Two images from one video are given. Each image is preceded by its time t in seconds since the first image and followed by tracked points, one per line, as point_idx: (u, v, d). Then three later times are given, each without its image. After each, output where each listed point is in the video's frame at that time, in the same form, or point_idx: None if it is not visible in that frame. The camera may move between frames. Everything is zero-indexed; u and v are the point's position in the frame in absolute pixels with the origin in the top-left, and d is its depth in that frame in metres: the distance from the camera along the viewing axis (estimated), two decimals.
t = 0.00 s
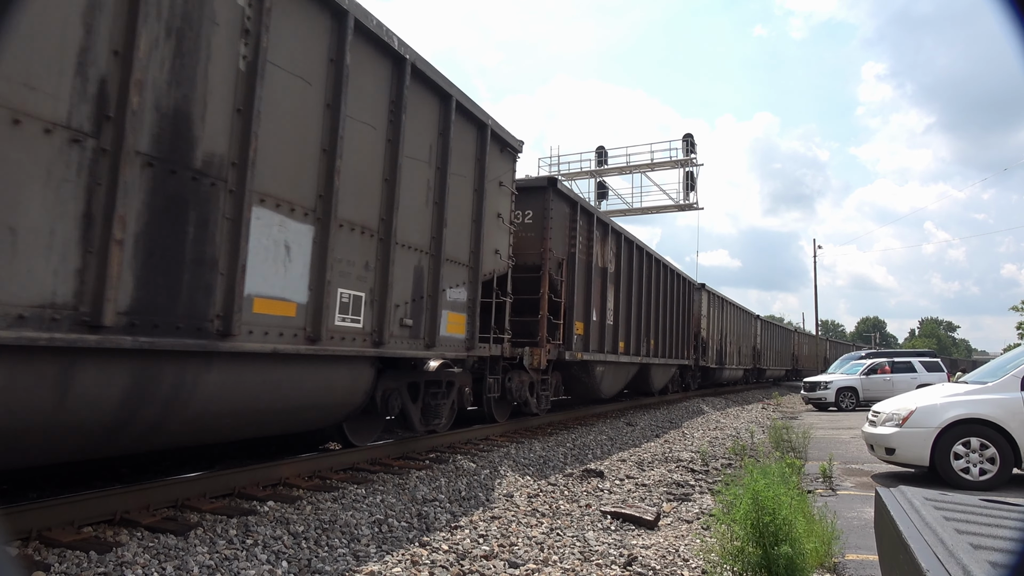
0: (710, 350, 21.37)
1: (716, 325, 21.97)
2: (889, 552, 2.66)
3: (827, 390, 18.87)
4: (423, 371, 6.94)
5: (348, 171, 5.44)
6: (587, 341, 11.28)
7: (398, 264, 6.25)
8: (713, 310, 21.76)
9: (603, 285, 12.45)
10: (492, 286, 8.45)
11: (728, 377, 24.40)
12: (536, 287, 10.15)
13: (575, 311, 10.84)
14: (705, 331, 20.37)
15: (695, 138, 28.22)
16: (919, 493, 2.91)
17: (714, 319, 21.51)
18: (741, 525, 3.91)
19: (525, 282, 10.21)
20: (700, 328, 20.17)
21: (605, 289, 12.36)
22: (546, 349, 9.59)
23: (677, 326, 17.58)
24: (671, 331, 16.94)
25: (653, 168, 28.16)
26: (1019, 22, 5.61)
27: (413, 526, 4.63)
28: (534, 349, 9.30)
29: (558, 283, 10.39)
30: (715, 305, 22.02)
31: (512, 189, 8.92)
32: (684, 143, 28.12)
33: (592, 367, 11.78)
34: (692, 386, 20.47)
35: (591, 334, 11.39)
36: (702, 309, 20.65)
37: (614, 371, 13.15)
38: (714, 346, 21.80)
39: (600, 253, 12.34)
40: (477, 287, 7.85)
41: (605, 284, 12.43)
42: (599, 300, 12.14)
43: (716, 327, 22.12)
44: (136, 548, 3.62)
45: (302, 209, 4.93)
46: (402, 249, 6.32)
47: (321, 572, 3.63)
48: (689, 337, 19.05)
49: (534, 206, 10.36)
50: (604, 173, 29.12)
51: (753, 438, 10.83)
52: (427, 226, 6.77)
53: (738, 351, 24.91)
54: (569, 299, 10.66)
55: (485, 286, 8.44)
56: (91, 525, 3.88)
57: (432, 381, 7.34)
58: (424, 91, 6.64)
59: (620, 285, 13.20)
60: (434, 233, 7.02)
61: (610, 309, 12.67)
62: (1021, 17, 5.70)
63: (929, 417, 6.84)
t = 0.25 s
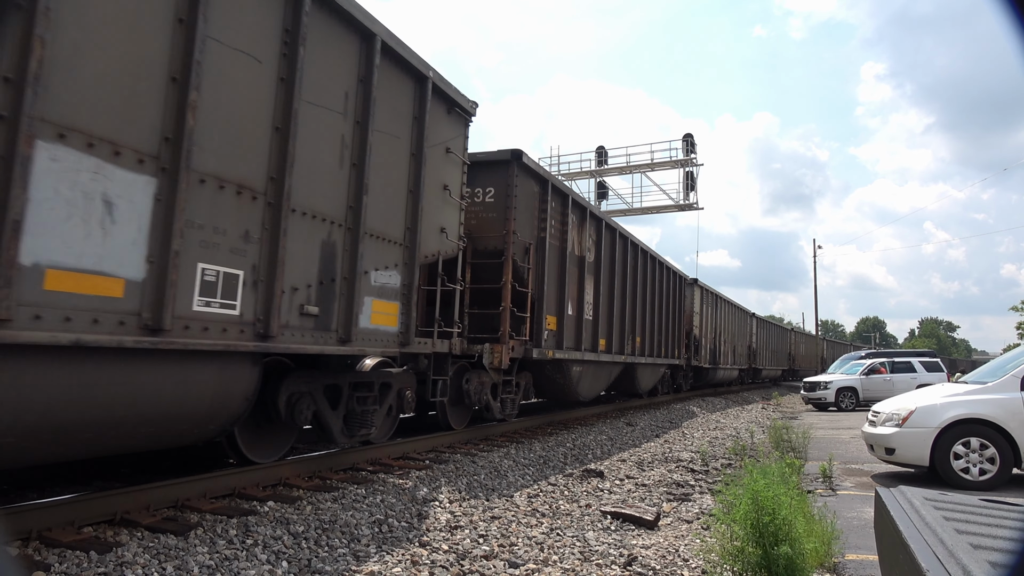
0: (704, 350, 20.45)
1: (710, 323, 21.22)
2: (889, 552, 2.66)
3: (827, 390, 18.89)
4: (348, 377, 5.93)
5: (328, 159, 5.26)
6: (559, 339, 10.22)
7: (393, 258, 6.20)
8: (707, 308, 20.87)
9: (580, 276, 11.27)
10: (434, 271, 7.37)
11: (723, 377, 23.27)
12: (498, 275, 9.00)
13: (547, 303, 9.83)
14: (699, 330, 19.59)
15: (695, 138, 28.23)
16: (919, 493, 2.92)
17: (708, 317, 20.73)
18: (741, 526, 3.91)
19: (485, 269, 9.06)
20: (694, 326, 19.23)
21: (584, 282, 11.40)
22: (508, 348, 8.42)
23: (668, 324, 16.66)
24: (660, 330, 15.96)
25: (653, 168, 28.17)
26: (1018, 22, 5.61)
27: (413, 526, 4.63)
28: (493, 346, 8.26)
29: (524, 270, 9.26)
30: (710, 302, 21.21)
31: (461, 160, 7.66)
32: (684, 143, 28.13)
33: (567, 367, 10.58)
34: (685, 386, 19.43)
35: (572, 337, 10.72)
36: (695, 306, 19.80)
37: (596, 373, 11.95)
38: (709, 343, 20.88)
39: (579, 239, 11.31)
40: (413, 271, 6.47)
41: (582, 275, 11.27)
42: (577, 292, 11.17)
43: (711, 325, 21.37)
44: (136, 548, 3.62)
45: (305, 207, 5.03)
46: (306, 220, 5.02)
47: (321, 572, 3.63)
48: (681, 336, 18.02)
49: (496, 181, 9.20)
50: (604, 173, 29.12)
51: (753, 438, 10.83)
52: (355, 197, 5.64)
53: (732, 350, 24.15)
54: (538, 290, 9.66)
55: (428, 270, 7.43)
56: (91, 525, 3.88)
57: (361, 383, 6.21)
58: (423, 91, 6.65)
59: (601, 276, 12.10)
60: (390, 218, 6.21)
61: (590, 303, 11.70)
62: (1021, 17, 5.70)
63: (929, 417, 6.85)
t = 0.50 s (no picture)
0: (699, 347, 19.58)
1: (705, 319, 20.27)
2: (889, 552, 2.67)
3: (827, 390, 18.90)
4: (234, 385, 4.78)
5: (234, 115, 4.37)
6: (525, 334, 9.05)
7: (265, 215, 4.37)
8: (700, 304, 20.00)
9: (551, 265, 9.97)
10: (355, 249, 6.01)
11: (717, 376, 22.56)
12: (450, 259, 7.72)
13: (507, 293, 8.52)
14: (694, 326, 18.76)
15: (695, 138, 28.22)
16: (919, 493, 2.92)
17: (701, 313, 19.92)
18: (741, 526, 3.91)
19: (431, 252, 7.86)
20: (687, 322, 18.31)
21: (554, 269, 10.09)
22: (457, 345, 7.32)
23: (660, 319, 15.77)
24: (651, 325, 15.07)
25: (653, 168, 28.16)
26: (1019, 22, 5.62)
27: (413, 526, 4.63)
28: (440, 343, 7.22)
29: (481, 256, 8.02)
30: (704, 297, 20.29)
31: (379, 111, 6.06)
32: (684, 143, 28.12)
33: (534, 366, 9.41)
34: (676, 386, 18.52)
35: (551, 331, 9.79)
36: (687, 302, 18.93)
37: (572, 374, 10.83)
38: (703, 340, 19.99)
39: (551, 224, 9.99)
40: (317, 247, 5.19)
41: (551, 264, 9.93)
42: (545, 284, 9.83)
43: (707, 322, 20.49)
44: (136, 548, 3.62)
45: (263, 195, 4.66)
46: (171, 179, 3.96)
47: (321, 572, 3.63)
48: (672, 335, 17.24)
49: (447, 150, 7.91)
50: (604, 173, 29.11)
51: (753, 438, 10.83)
52: (260, 163, 4.69)
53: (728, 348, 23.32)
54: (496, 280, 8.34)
55: (345, 252, 6.06)
56: (91, 525, 3.88)
57: (257, 389, 5.04)
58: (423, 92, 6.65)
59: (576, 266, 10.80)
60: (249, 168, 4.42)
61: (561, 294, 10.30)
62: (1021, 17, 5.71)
63: (928, 417, 6.85)
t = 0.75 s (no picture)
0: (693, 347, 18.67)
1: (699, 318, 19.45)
2: (889, 552, 2.66)
3: (827, 390, 18.90)
4: (48, 387, 3.52)
5: (171, 87, 3.87)
6: (480, 329, 7.75)
7: (233, 245, 4.48)
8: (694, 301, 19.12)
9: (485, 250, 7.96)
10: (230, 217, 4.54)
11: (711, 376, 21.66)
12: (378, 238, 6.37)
13: (457, 279, 7.22)
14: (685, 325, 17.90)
15: (695, 138, 28.21)
16: (920, 493, 2.92)
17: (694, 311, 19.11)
18: (741, 526, 3.91)
19: (355, 226, 6.42)
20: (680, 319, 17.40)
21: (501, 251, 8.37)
22: (386, 338, 5.98)
23: (650, 316, 14.93)
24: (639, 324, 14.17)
25: (653, 168, 28.15)
26: (1018, 22, 5.62)
27: (413, 526, 4.63)
28: (366, 337, 5.94)
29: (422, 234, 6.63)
30: (697, 293, 19.43)
31: (293, 54, 5.03)
32: (684, 144, 28.11)
33: (496, 367, 8.20)
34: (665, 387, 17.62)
35: (513, 325, 8.54)
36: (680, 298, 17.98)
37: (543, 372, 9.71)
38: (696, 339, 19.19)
39: (515, 203, 8.73)
40: (159, 206, 3.76)
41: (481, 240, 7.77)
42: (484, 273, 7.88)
43: (700, 320, 19.63)
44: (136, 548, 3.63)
45: (192, 206, 4.73)
46: (91, 150, 3.42)
47: (321, 572, 3.63)
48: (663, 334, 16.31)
49: (377, 105, 6.41)
50: (604, 173, 29.10)
51: (753, 438, 10.83)
52: (199, 136, 4.23)
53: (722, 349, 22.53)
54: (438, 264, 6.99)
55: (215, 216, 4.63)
56: (91, 525, 3.88)
57: None
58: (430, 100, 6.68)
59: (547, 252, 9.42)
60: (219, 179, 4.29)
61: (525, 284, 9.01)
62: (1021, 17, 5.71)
63: (929, 417, 6.85)
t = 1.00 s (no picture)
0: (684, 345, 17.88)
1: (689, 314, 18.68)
2: (888, 553, 2.66)
3: (827, 390, 18.90)
4: None
5: None
6: (418, 321, 6.52)
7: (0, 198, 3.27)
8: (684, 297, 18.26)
9: (422, 218, 6.59)
10: None
11: (704, 377, 20.91)
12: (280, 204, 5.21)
13: (383, 258, 5.97)
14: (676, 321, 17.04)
15: (695, 138, 28.20)
16: (919, 493, 2.91)
17: (685, 307, 18.26)
18: (740, 526, 3.91)
19: (250, 189, 5.23)
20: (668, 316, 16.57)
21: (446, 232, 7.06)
22: (278, 329, 4.72)
23: (636, 311, 14.10)
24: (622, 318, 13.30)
25: (653, 168, 28.15)
26: (1019, 22, 5.61)
27: (413, 526, 4.63)
28: (252, 328, 4.63)
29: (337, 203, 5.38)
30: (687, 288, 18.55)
31: None
32: (684, 143, 28.09)
33: (441, 366, 6.98)
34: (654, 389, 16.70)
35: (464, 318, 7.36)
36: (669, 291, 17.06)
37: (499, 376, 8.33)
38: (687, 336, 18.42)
39: (466, 174, 7.40)
40: None
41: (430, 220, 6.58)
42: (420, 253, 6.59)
43: (691, 317, 18.83)
44: (136, 548, 3.62)
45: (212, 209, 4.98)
46: None
47: (321, 572, 3.63)
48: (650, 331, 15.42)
49: (274, 40, 5.17)
50: (604, 173, 29.07)
51: (753, 438, 10.83)
52: None
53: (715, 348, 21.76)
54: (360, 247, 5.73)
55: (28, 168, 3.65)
56: (91, 525, 3.88)
57: None
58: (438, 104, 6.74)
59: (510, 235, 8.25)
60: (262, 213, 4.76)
61: (480, 267, 7.77)
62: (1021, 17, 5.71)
63: (929, 417, 6.84)
